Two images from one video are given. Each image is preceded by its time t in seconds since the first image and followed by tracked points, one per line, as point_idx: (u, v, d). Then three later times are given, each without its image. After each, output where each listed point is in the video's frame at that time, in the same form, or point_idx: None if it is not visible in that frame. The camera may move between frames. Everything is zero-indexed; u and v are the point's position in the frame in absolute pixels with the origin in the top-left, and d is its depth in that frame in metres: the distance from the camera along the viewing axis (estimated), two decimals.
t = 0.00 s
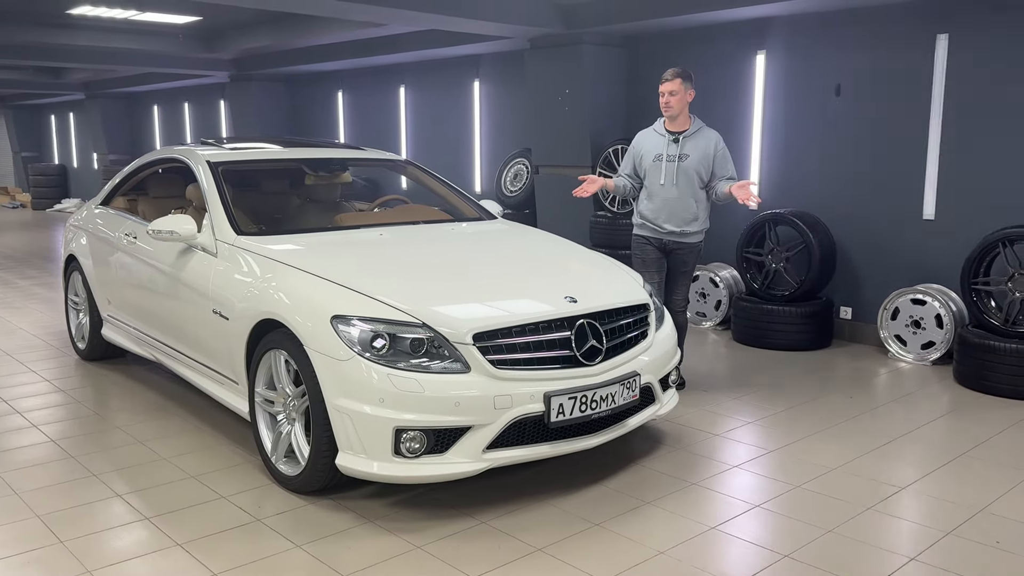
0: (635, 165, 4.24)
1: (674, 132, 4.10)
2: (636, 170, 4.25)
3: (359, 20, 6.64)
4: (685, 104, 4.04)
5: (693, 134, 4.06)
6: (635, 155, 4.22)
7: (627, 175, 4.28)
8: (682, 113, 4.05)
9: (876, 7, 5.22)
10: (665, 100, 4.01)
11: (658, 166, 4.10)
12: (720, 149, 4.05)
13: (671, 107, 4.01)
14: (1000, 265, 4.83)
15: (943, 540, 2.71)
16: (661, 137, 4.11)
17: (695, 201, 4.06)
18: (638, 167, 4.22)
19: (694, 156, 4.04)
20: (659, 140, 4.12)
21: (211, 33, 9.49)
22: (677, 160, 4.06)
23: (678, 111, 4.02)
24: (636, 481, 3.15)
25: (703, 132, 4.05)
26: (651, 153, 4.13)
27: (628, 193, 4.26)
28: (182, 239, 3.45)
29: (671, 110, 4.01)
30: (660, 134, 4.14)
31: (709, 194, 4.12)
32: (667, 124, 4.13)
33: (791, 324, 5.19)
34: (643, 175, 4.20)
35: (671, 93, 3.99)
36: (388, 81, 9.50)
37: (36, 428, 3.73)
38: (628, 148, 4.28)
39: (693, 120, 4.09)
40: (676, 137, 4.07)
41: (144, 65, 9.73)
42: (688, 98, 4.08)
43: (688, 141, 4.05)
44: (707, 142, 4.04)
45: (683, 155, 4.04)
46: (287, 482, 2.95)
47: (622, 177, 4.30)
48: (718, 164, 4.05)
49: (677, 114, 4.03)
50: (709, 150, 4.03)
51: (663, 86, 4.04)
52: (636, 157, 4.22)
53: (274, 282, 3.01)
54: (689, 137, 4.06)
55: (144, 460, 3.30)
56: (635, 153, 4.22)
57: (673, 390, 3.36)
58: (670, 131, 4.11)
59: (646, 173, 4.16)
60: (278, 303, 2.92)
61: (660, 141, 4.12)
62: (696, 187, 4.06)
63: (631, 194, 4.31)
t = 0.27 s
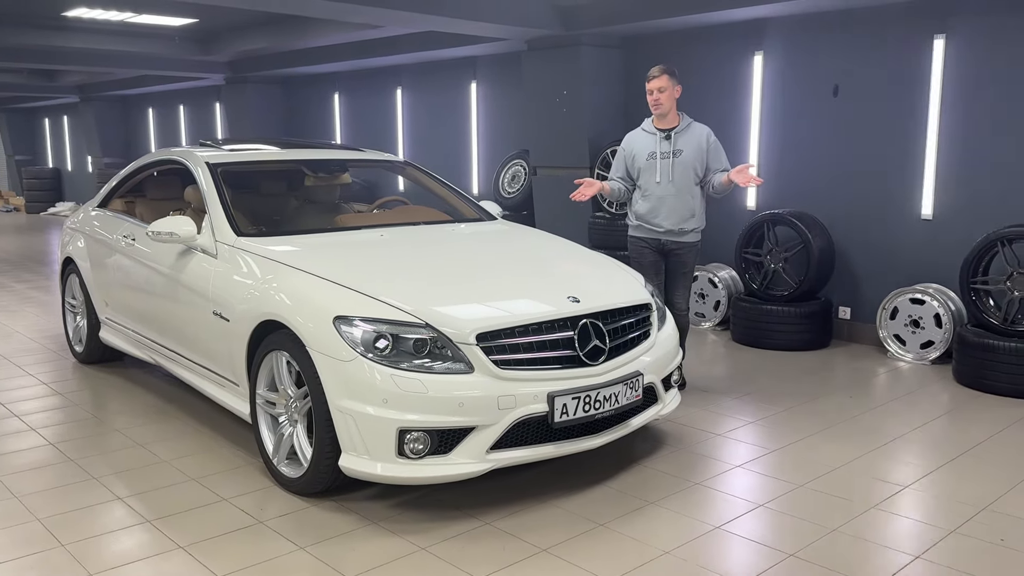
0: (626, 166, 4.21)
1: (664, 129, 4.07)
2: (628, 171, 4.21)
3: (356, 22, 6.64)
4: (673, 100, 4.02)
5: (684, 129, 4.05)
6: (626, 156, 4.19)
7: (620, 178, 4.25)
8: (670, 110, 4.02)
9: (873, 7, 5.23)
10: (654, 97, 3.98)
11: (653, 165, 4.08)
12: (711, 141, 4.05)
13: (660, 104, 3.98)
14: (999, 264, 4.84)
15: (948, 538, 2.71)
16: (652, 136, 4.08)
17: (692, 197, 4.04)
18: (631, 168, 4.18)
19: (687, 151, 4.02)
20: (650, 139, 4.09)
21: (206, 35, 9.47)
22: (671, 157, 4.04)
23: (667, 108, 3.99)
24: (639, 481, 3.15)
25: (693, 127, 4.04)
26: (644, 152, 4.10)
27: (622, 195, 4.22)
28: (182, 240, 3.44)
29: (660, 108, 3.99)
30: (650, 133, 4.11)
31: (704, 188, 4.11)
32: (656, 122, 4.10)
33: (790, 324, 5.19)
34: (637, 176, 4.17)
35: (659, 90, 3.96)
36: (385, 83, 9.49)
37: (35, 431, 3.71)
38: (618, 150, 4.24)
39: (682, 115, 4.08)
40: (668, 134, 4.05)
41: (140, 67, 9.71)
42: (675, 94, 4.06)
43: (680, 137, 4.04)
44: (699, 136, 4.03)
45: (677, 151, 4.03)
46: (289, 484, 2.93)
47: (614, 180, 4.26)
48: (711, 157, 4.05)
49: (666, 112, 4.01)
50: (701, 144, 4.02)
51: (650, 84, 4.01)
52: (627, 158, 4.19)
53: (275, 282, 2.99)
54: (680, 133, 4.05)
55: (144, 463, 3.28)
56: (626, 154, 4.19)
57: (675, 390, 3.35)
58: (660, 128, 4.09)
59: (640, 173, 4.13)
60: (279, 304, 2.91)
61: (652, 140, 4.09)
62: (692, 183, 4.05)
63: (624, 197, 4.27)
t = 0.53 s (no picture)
0: (618, 174, 4.13)
1: (653, 134, 4.01)
2: (620, 179, 4.13)
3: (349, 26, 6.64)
4: (660, 104, 3.96)
5: (674, 133, 3.99)
6: (616, 163, 4.11)
7: (611, 186, 4.15)
8: (658, 114, 3.96)
9: (864, 11, 5.27)
10: (642, 104, 3.92)
11: (646, 171, 4.01)
12: (702, 142, 4.00)
13: (648, 110, 3.92)
14: (991, 265, 4.88)
15: (949, 536, 2.72)
16: (642, 142, 4.01)
17: (687, 199, 3.99)
18: (622, 176, 4.10)
19: (680, 154, 3.96)
20: (640, 145, 4.02)
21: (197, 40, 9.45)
22: (663, 162, 3.97)
23: (655, 113, 3.93)
24: (641, 482, 3.15)
25: (682, 129, 3.98)
26: (636, 159, 4.02)
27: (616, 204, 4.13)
28: (180, 245, 3.42)
29: (648, 113, 3.93)
30: (639, 139, 4.04)
31: (698, 189, 4.06)
32: (644, 128, 4.03)
33: (785, 326, 5.22)
34: (629, 183, 4.09)
35: (647, 95, 3.90)
36: (377, 88, 9.49)
37: (29, 437, 3.67)
38: (607, 159, 4.15)
39: (670, 119, 4.02)
40: (658, 139, 3.98)
41: (130, 73, 9.68)
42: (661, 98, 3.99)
43: (670, 140, 3.97)
44: (689, 138, 3.97)
45: (669, 155, 3.96)
46: (291, 488, 2.92)
47: (606, 188, 4.16)
48: (702, 157, 4.00)
49: (654, 117, 3.95)
50: (692, 146, 3.97)
51: (636, 91, 3.95)
52: (618, 165, 4.10)
53: (275, 286, 2.98)
54: (670, 137, 3.98)
55: (142, 468, 3.26)
56: (616, 162, 4.10)
57: (675, 392, 3.36)
58: (649, 133, 4.02)
59: (633, 180, 4.05)
60: (279, 307, 2.90)
61: (642, 146, 4.02)
62: (687, 185, 3.99)
63: (618, 204, 4.20)
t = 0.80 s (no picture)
0: (622, 174, 4.09)
1: (658, 134, 3.97)
2: (624, 179, 4.09)
3: (347, 29, 6.65)
4: (667, 103, 3.94)
5: (679, 133, 3.95)
6: (621, 163, 4.07)
7: (617, 185, 4.10)
8: (665, 113, 3.94)
9: (861, 12, 5.30)
10: (649, 101, 3.90)
11: (651, 171, 3.97)
12: (707, 142, 3.95)
13: (656, 106, 3.90)
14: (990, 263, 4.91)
15: (955, 531, 2.74)
16: (647, 141, 3.98)
17: (692, 200, 3.94)
18: (628, 175, 4.06)
19: (685, 154, 3.92)
20: (645, 144, 3.98)
21: (194, 44, 9.45)
22: (668, 162, 3.94)
23: (662, 111, 3.91)
24: (646, 481, 3.16)
25: (688, 129, 3.94)
26: (640, 159, 3.99)
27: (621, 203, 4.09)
28: (183, 246, 3.41)
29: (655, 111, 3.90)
30: (644, 139, 4.00)
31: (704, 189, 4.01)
32: (649, 127, 3.99)
33: (784, 325, 5.24)
34: (634, 183, 4.05)
35: (654, 93, 3.89)
36: (374, 91, 9.50)
37: (32, 440, 3.67)
38: (611, 158, 4.11)
39: (676, 119, 3.99)
40: (663, 138, 3.94)
41: (126, 76, 9.66)
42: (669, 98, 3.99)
43: (675, 140, 3.94)
44: (694, 138, 3.93)
45: (674, 155, 3.92)
46: (298, 489, 2.93)
47: (610, 187, 4.12)
48: (708, 157, 3.95)
49: (661, 115, 3.93)
50: (698, 146, 3.93)
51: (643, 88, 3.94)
52: (623, 165, 4.07)
53: (280, 287, 2.98)
54: (675, 136, 3.95)
55: (147, 470, 3.25)
56: (621, 162, 4.07)
57: (679, 390, 3.37)
58: (654, 133, 3.98)
59: (638, 180, 4.02)
60: (285, 308, 2.90)
61: (647, 146, 3.98)
62: (692, 185, 3.95)
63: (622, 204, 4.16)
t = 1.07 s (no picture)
0: (633, 171, 4.06)
1: (671, 132, 3.93)
2: (635, 176, 4.06)
3: (344, 31, 6.66)
4: (683, 101, 3.89)
5: (691, 131, 3.90)
6: (632, 160, 4.04)
7: (628, 181, 4.08)
8: (680, 111, 3.89)
9: (857, 11, 5.33)
10: (665, 97, 3.86)
11: (661, 168, 3.93)
12: (719, 142, 3.89)
13: (671, 103, 3.86)
14: (987, 261, 4.94)
15: (956, 526, 2.75)
16: (659, 139, 3.94)
17: (702, 200, 3.88)
18: (639, 173, 4.03)
19: (696, 152, 3.87)
20: (657, 141, 3.95)
21: (189, 47, 9.44)
22: (678, 160, 3.89)
23: (678, 109, 3.86)
24: (647, 478, 3.17)
25: (701, 127, 3.89)
26: (651, 156, 3.96)
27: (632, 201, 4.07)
28: (183, 248, 3.41)
29: (671, 108, 3.86)
30: (657, 136, 3.97)
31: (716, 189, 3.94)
32: (662, 124, 3.96)
33: (782, 324, 5.25)
34: (645, 180, 4.02)
35: (671, 89, 3.84)
36: (370, 93, 9.50)
37: (32, 442, 3.67)
38: (623, 154, 4.09)
39: (691, 118, 3.94)
40: (674, 136, 3.90)
41: (121, 79, 9.64)
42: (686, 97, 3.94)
43: (687, 138, 3.89)
44: (707, 137, 3.87)
45: (684, 153, 3.87)
46: (301, 489, 2.93)
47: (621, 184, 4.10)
48: (720, 157, 3.89)
49: (676, 112, 3.87)
50: (709, 146, 3.87)
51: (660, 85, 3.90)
52: (634, 162, 4.03)
53: (281, 287, 2.99)
54: (687, 134, 3.90)
55: (149, 471, 3.25)
56: (632, 159, 4.04)
57: (680, 389, 3.39)
58: (666, 131, 3.94)
59: (647, 177, 3.99)
60: (287, 308, 2.90)
61: (658, 143, 3.95)
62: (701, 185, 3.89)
63: (633, 202, 4.13)
